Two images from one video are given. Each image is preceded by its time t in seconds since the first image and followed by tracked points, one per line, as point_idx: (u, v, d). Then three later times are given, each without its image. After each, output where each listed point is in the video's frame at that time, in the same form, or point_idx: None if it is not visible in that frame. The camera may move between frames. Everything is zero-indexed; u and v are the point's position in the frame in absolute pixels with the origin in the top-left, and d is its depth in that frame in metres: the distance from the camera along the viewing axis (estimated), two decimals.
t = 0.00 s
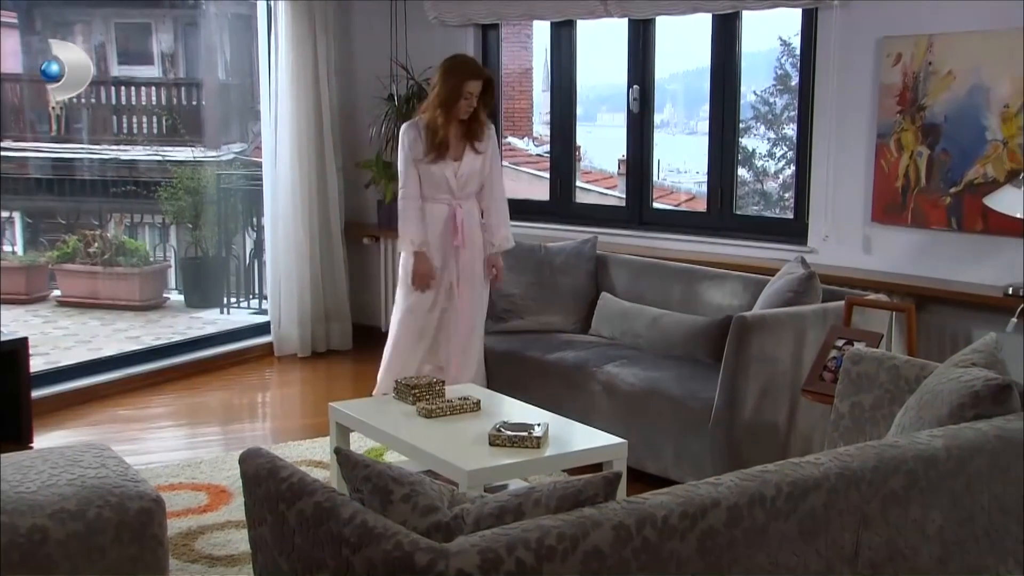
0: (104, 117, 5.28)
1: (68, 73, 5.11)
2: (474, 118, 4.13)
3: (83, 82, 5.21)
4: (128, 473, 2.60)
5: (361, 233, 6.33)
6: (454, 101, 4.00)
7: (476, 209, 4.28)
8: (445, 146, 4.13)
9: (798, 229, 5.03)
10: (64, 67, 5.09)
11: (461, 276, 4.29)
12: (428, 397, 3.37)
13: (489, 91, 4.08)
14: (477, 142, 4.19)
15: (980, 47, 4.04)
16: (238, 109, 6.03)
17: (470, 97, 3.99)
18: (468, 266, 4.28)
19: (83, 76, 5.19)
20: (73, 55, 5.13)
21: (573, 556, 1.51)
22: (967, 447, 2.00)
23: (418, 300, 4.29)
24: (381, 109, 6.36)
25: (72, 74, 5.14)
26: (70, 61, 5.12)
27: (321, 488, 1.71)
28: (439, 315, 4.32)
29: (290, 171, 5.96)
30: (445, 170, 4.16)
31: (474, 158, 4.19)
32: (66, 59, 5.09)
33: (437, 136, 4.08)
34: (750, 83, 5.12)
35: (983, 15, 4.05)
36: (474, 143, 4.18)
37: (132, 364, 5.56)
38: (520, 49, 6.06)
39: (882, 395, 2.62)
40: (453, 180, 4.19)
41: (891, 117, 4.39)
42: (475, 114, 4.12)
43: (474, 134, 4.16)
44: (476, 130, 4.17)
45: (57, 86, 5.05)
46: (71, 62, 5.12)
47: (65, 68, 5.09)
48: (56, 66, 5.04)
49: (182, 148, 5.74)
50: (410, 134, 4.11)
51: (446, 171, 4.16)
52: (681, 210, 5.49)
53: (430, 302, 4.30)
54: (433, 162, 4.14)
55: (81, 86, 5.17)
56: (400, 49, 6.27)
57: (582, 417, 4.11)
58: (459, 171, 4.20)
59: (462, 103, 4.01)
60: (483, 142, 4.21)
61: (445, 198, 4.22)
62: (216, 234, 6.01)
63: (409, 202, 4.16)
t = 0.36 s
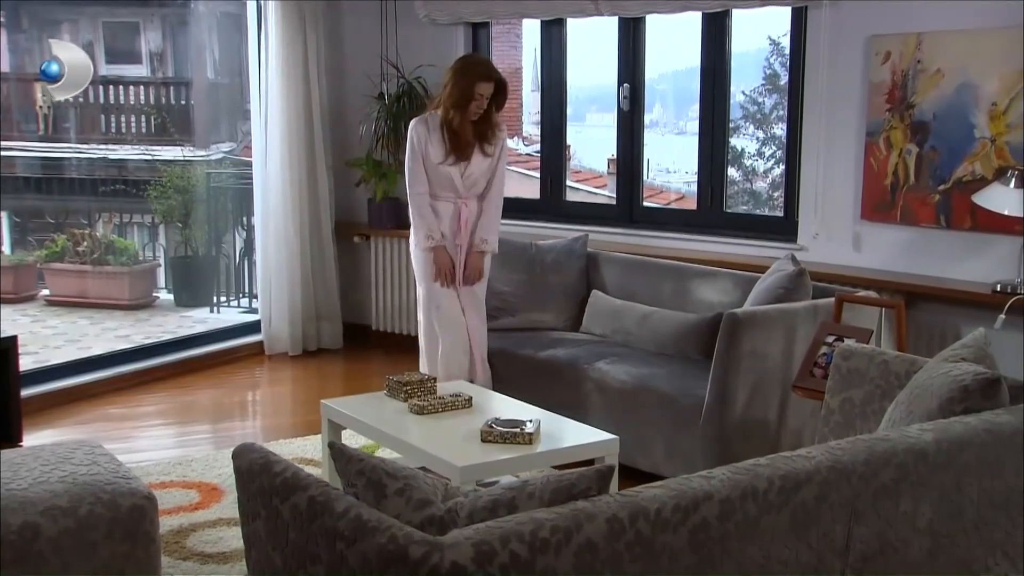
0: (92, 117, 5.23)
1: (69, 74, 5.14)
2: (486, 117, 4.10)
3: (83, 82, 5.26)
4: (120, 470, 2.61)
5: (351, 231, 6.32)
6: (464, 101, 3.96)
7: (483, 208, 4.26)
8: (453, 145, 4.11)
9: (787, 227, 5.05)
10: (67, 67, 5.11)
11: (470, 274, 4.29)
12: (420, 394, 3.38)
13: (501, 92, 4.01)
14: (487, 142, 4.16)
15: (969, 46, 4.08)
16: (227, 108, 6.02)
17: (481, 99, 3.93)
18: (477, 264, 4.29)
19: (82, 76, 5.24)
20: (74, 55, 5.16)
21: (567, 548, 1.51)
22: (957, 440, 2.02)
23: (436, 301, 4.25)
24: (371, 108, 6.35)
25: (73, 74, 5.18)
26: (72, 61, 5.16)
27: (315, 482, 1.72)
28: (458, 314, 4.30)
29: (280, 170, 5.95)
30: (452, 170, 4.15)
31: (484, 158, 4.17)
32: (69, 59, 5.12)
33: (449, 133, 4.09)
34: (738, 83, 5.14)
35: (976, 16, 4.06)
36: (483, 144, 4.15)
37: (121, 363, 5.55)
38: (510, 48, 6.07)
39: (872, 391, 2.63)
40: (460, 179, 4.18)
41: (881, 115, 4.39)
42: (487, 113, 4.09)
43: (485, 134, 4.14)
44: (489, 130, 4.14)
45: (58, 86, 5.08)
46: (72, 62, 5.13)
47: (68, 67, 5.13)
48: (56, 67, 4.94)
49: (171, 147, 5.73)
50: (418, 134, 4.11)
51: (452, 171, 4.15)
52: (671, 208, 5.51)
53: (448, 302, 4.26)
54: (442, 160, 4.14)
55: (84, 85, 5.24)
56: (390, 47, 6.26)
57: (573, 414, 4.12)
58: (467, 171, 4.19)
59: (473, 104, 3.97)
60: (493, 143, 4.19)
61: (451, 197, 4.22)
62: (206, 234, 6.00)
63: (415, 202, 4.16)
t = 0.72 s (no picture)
0: (91, 117, 5.26)
1: (69, 74, 5.16)
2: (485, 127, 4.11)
3: (82, 82, 5.26)
4: (121, 466, 2.60)
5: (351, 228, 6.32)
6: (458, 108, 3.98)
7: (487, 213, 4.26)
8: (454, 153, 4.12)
9: (787, 225, 5.05)
10: (64, 67, 5.13)
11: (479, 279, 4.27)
12: (420, 391, 3.38)
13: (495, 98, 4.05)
14: (489, 151, 4.16)
15: (968, 44, 4.08)
16: (226, 107, 6.02)
17: (472, 105, 3.96)
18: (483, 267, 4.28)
19: (82, 76, 5.24)
20: (71, 54, 5.17)
21: (569, 541, 1.51)
22: (957, 435, 2.02)
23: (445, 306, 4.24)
24: (371, 106, 6.34)
25: (71, 74, 5.19)
26: (70, 61, 5.17)
27: (317, 476, 1.72)
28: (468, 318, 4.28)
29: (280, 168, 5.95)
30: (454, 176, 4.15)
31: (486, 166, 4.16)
32: (66, 59, 5.14)
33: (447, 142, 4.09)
34: (738, 82, 5.14)
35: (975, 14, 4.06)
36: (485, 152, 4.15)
37: (121, 362, 5.55)
38: (509, 48, 6.07)
39: (872, 387, 2.63)
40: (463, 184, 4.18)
41: (880, 112, 4.40)
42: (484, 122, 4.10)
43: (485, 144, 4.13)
44: (489, 141, 4.14)
45: (56, 86, 5.10)
46: (71, 63, 5.18)
47: (65, 68, 5.13)
48: (56, 66, 5.08)
49: (171, 147, 5.73)
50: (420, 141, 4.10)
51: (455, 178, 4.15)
52: (670, 207, 5.51)
53: (458, 307, 4.24)
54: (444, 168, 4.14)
55: (83, 86, 5.24)
56: (389, 45, 6.25)
57: (573, 411, 4.12)
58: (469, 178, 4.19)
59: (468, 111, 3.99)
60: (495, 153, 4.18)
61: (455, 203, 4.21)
62: (206, 232, 6.00)
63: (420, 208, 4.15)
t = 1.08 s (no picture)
0: (94, 116, 5.28)
1: (69, 74, 5.16)
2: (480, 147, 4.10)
3: (83, 83, 5.25)
4: (125, 462, 2.60)
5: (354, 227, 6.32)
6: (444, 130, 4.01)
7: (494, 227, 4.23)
8: (452, 172, 4.15)
9: (791, 223, 5.04)
10: (64, 67, 5.13)
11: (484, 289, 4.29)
12: (422, 387, 3.38)
13: (484, 121, 4.03)
14: (489, 168, 4.14)
15: (971, 40, 4.08)
16: (229, 106, 6.02)
17: (454, 129, 3.97)
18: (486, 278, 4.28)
19: (82, 76, 5.23)
20: (71, 54, 5.16)
21: (573, 535, 1.51)
22: (961, 430, 2.01)
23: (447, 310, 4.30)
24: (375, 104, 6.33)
25: (72, 74, 5.18)
26: (70, 61, 5.16)
27: (320, 470, 1.72)
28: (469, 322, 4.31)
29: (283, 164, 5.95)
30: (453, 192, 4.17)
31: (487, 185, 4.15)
32: (66, 59, 5.14)
33: (442, 161, 4.13)
34: (741, 82, 5.14)
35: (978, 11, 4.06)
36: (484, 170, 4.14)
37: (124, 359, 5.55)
38: (512, 47, 6.07)
39: (876, 383, 2.63)
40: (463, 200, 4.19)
41: (884, 110, 4.39)
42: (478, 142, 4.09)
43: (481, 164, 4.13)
44: (486, 161, 4.13)
45: (56, 86, 5.10)
46: (71, 63, 5.17)
47: (65, 68, 5.13)
48: (56, 66, 5.08)
49: (174, 146, 5.74)
50: (418, 161, 4.16)
51: (456, 195, 4.18)
52: (674, 206, 5.50)
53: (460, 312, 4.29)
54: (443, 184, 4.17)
55: (84, 86, 5.23)
56: (392, 43, 6.24)
57: (576, 408, 4.12)
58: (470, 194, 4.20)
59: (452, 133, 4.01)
60: (494, 172, 4.16)
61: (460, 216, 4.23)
62: (209, 230, 6.00)
63: (422, 222, 4.21)
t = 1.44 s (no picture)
0: (99, 115, 5.28)
1: (70, 74, 5.13)
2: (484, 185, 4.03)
3: (87, 81, 5.24)
4: (127, 458, 2.59)
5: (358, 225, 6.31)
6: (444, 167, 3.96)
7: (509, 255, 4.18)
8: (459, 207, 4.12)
9: (796, 221, 5.03)
10: (64, 68, 5.09)
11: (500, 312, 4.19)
12: (426, 384, 3.37)
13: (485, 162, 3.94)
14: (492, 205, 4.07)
15: (978, 36, 4.06)
16: (234, 104, 6.02)
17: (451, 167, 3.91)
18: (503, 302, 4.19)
19: (83, 76, 5.21)
20: (72, 55, 5.14)
21: (575, 529, 1.50)
22: (967, 426, 2.00)
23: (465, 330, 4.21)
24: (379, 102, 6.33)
25: (74, 73, 5.16)
26: (68, 61, 5.11)
27: (322, 465, 1.71)
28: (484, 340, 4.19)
29: (287, 162, 5.95)
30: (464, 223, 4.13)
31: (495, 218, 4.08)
32: (64, 58, 5.09)
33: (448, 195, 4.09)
34: (746, 81, 5.13)
35: (984, 6, 4.04)
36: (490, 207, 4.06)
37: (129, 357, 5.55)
38: (517, 46, 6.06)
39: (881, 379, 2.62)
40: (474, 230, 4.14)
41: (889, 106, 4.38)
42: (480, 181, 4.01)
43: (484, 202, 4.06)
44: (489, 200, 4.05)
45: (58, 86, 5.08)
46: (73, 63, 5.15)
47: (66, 68, 5.10)
48: (56, 66, 5.05)
49: (179, 145, 5.73)
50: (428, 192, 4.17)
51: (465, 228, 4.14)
52: (679, 205, 5.49)
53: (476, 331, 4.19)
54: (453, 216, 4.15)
55: (86, 85, 5.22)
56: (396, 40, 6.23)
57: (581, 406, 4.11)
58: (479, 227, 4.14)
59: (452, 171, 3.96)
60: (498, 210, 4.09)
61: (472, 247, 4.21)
62: (213, 228, 5.99)
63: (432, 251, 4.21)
